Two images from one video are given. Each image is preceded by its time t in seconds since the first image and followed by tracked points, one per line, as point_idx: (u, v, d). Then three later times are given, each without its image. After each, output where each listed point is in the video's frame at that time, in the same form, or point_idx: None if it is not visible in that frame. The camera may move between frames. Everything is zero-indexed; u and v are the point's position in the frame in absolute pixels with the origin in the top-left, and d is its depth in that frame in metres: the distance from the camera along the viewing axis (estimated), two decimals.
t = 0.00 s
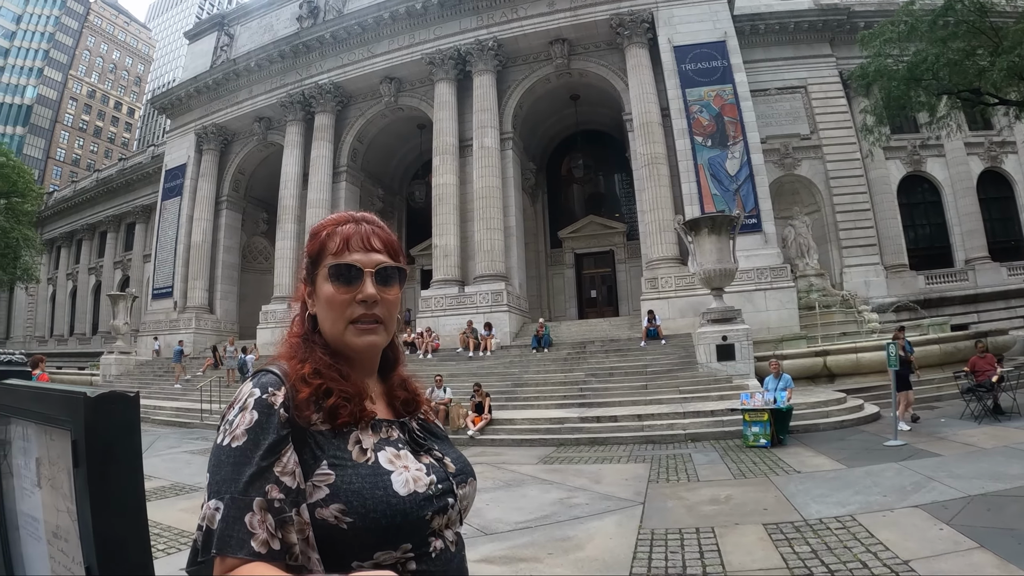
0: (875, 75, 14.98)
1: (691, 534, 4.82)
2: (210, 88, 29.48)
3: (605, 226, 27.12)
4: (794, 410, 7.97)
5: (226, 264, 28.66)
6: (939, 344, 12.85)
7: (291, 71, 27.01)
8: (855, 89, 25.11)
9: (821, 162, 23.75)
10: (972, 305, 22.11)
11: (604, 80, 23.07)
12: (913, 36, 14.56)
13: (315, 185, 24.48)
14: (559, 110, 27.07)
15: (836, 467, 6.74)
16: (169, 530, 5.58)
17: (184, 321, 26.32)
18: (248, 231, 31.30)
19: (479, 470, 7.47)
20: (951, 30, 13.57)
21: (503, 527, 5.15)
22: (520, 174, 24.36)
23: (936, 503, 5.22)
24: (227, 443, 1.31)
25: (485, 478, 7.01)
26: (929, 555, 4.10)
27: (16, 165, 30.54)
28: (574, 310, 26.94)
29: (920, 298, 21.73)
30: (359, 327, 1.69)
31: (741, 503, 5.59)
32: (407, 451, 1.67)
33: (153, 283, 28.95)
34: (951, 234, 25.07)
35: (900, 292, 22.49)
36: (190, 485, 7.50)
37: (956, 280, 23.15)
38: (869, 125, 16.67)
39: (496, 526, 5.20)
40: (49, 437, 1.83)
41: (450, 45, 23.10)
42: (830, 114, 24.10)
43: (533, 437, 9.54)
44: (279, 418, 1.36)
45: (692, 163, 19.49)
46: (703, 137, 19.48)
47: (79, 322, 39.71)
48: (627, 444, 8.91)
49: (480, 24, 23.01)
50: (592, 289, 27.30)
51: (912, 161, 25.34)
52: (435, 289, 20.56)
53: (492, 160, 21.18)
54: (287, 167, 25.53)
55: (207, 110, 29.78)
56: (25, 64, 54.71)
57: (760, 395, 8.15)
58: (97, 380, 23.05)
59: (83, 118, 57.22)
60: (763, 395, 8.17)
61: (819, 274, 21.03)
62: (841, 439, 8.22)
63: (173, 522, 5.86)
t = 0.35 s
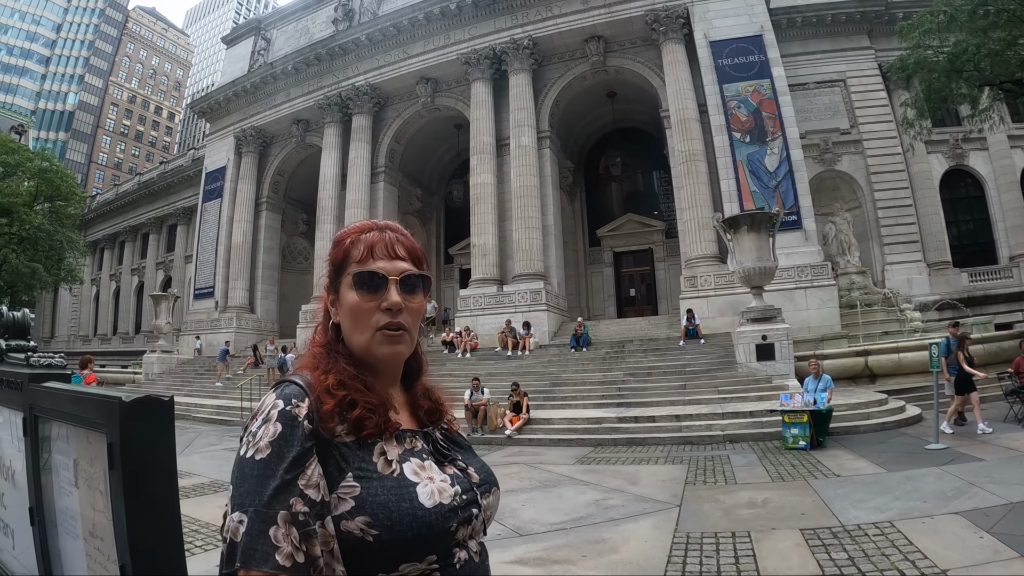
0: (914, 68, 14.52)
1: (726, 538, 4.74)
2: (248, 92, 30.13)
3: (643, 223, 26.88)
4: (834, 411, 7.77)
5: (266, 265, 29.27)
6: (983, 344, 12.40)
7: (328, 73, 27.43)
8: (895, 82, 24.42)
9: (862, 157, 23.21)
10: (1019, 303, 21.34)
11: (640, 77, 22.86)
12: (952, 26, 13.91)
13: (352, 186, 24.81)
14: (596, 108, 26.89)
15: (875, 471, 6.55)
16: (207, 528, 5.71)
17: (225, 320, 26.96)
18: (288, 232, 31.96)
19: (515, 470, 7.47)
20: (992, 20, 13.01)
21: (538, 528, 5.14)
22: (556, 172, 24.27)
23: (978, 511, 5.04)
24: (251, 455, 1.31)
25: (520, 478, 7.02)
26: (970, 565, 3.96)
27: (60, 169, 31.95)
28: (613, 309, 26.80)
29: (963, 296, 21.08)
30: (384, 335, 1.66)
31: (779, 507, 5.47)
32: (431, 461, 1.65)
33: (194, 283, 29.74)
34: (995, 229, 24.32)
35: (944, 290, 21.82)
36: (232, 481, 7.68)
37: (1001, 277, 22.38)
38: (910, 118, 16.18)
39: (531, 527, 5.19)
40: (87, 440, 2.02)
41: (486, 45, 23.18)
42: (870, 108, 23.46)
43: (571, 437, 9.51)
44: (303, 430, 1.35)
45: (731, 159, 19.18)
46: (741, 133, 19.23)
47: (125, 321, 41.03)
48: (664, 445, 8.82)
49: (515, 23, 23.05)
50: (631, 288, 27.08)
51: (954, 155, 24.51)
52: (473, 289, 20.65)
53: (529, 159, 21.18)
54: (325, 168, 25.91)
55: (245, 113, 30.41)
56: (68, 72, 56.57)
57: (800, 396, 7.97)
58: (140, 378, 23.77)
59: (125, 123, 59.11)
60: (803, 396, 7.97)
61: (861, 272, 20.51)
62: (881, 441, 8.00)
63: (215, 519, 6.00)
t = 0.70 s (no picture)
0: (942, 60, 14.24)
1: (746, 542, 4.68)
2: (273, 89, 30.41)
3: (670, 218, 26.66)
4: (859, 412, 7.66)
5: (292, 260, 29.60)
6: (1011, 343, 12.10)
7: (352, 69, 27.61)
8: (923, 73, 23.91)
9: (891, 150, 22.80)
10: None
11: (665, 71, 22.64)
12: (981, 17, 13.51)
13: (377, 182, 24.96)
14: (621, 102, 26.69)
15: (898, 474, 6.43)
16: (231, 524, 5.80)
17: (252, 315, 27.37)
18: (314, 227, 32.32)
19: (538, 467, 7.48)
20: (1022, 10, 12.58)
21: (558, 528, 5.11)
22: (581, 166, 24.18)
23: (1001, 519, 4.92)
24: (231, 487, 1.33)
25: (541, 476, 7.01)
26: None
27: (89, 167, 32.42)
28: (639, 305, 26.68)
29: (992, 293, 20.66)
30: (369, 359, 1.63)
31: (800, 510, 5.40)
32: (420, 490, 1.64)
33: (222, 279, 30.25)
34: None
35: (972, 286, 21.38)
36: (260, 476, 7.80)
37: None
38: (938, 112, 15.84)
39: (552, 527, 5.17)
40: (110, 449, 2.12)
41: (510, 39, 23.12)
42: (898, 100, 22.97)
43: (594, 434, 9.50)
44: (283, 462, 1.35)
45: (757, 153, 18.94)
46: (768, 126, 18.94)
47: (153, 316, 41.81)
48: (688, 443, 8.77)
49: (539, 17, 22.97)
50: (656, 283, 26.93)
51: (983, 148, 23.90)
52: (498, 285, 20.74)
53: (554, 153, 21.13)
54: (351, 165, 26.10)
55: (270, 110, 30.72)
56: (95, 71, 57.73)
57: (824, 396, 7.88)
58: (168, 373, 24.23)
59: (152, 121, 60.23)
60: (827, 395, 7.89)
61: (889, 268, 20.15)
62: (906, 443, 7.85)
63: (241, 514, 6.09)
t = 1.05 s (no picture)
0: (980, 49, 13.97)
1: (776, 544, 4.61)
2: (305, 84, 30.68)
3: (704, 210, 26.41)
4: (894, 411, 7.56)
5: (326, 253, 29.97)
6: None
7: (383, 63, 27.74)
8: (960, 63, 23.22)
9: (928, 142, 22.26)
10: None
11: (697, 61, 22.31)
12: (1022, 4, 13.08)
13: (410, 174, 25.06)
14: (654, 93, 26.40)
15: (931, 477, 6.28)
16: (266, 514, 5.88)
17: (285, 308, 27.76)
18: (347, 220, 32.66)
19: (570, 463, 7.48)
20: None
21: (588, 526, 5.10)
22: (614, 158, 24.00)
23: None
24: (228, 522, 1.35)
25: (572, 472, 7.00)
26: None
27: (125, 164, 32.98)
28: (672, 297, 26.53)
29: None
30: (374, 387, 1.62)
31: (831, 512, 5.31)
32: (426, 524, 1.63)
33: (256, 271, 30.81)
34: None
35: (1011, 281, 20.81)
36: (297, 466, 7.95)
37: None
38: (977, 103, 15.39)
39: (582, 524, 5.15)
40: (147, 456, 2.28)
41: (541, 31, 23.01)
42: (934, 90, 22.36)
43: (625, 429, 9.48)
44: (280, 497, 1.37)
45: (792, 145, 18.68)
46: (802, 118, 18.68)
47: (188, 308, 42.73)
48: (720, 439, 8.70)
49: (571, 8, 22.78)
50: (690, 276, 26.71)
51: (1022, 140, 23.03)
52: (531, 277, 20.80)
53: (588, 145, 21.04)
54: (384, 158, 26.27)
55: (302, 105, 31.03)
56: (128, 68, 59.18)
57: (858, 394, 7.79)
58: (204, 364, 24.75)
59: (185, 116, 61.46)
60: (861, 395, 7.79)
61: (926, 262, 19.70)
62: (941, 444, 7.68)
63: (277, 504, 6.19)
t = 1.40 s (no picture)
0: (994, 47, 13.83)
1: (788, 547, 4.58)
2: (317, 82, 30.81)
3: (716, 208, 26.29)
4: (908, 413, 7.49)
5: (339, 251, 30.11)
6: None
7: (395, 62, 27.79)
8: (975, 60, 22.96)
9: (942, 139, 22.07)
10: None
11: (710, 58, 22.19)
12: None
13: (424, 173, 25.10)
14: (666, 92, 26.31)
15: (944, 480, 6.22)
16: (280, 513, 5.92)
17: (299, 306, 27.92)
18: (360, 219, 32.78)
19: (584, 463, 7.48)
20: None
21: (602, 528, 5.09)
22: (627, 156, 23.96)
23: None
24: (223, 564, 1.28)
25: (585, 472, 6.99)
26: None
27: (137, 163, 34.11)
28: (685, 296, 26.50)
29: None
30: (371, 415, 1.53)
31: (844, 516, 5.28)
32: (431, 557, 1.54)
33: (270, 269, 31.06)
34: None
35: None
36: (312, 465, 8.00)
37: None
38: (992, 100, 15.23)
39: (595, 526, 5.15)
40: (168, 464, 2.30)
41: (553, 29, 22.96)
42: (948, 87, 22.15)
43: (638, 429, 9.47)
44: (277, 540, 1.30)
45: (805, 143, 18.57)
46: (815, 116, 18.56)
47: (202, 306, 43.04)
48: (734, 439, 8.68)
49: (582, 5, 22.68)
50: (703, 274, 26.63)
51: None
52: (544, 276, 20.83)
53: (601, 143, 21.02)
54: (396, 156, 26.34)
55: (315, 104, 31.15)
56: (141, 68, 59.77)
57: (871, 396, 7.74)
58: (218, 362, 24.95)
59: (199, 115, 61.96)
60: (875, 396, 7.77)
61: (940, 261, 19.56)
62: (955, 446, 7.61)
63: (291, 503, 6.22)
